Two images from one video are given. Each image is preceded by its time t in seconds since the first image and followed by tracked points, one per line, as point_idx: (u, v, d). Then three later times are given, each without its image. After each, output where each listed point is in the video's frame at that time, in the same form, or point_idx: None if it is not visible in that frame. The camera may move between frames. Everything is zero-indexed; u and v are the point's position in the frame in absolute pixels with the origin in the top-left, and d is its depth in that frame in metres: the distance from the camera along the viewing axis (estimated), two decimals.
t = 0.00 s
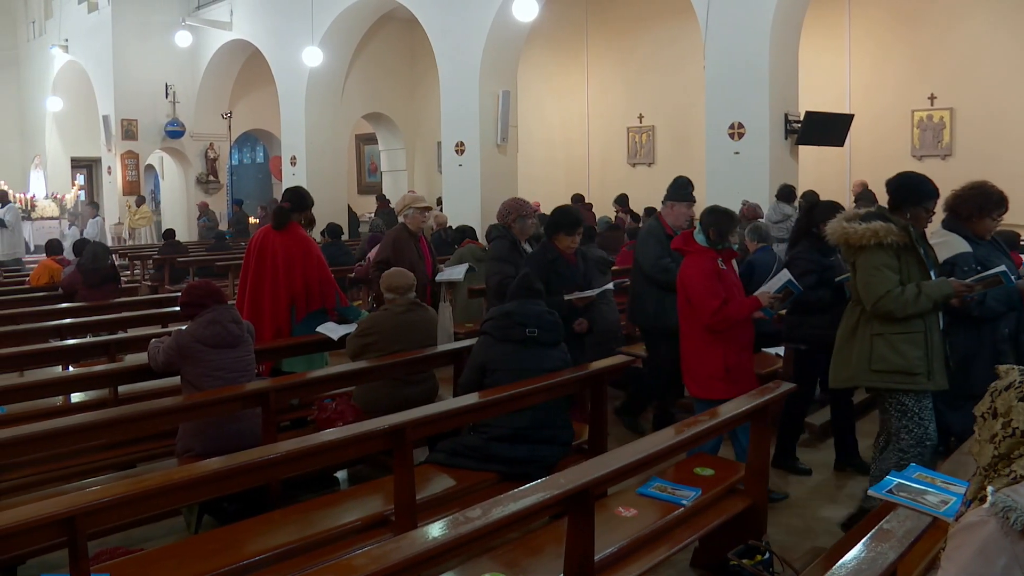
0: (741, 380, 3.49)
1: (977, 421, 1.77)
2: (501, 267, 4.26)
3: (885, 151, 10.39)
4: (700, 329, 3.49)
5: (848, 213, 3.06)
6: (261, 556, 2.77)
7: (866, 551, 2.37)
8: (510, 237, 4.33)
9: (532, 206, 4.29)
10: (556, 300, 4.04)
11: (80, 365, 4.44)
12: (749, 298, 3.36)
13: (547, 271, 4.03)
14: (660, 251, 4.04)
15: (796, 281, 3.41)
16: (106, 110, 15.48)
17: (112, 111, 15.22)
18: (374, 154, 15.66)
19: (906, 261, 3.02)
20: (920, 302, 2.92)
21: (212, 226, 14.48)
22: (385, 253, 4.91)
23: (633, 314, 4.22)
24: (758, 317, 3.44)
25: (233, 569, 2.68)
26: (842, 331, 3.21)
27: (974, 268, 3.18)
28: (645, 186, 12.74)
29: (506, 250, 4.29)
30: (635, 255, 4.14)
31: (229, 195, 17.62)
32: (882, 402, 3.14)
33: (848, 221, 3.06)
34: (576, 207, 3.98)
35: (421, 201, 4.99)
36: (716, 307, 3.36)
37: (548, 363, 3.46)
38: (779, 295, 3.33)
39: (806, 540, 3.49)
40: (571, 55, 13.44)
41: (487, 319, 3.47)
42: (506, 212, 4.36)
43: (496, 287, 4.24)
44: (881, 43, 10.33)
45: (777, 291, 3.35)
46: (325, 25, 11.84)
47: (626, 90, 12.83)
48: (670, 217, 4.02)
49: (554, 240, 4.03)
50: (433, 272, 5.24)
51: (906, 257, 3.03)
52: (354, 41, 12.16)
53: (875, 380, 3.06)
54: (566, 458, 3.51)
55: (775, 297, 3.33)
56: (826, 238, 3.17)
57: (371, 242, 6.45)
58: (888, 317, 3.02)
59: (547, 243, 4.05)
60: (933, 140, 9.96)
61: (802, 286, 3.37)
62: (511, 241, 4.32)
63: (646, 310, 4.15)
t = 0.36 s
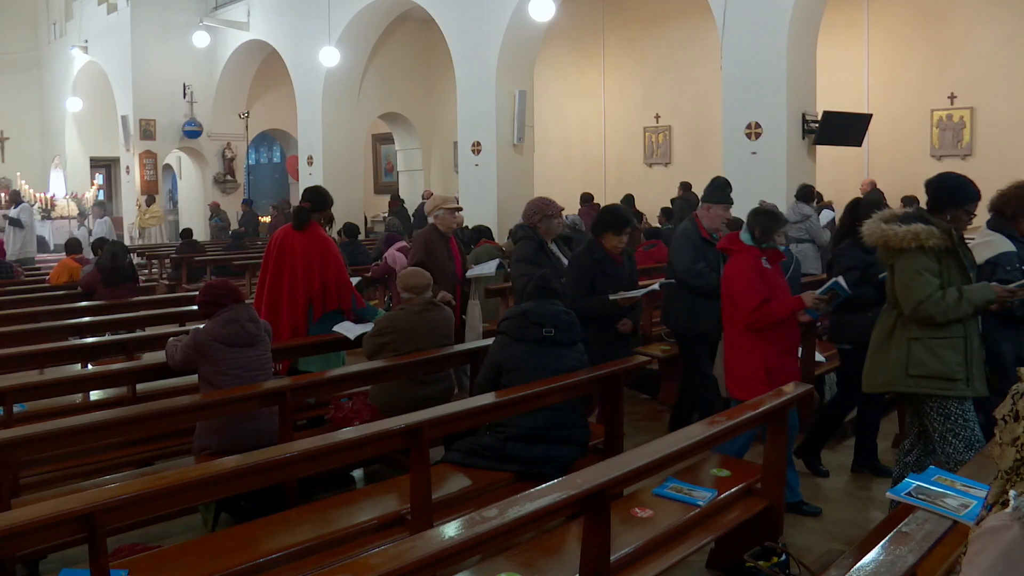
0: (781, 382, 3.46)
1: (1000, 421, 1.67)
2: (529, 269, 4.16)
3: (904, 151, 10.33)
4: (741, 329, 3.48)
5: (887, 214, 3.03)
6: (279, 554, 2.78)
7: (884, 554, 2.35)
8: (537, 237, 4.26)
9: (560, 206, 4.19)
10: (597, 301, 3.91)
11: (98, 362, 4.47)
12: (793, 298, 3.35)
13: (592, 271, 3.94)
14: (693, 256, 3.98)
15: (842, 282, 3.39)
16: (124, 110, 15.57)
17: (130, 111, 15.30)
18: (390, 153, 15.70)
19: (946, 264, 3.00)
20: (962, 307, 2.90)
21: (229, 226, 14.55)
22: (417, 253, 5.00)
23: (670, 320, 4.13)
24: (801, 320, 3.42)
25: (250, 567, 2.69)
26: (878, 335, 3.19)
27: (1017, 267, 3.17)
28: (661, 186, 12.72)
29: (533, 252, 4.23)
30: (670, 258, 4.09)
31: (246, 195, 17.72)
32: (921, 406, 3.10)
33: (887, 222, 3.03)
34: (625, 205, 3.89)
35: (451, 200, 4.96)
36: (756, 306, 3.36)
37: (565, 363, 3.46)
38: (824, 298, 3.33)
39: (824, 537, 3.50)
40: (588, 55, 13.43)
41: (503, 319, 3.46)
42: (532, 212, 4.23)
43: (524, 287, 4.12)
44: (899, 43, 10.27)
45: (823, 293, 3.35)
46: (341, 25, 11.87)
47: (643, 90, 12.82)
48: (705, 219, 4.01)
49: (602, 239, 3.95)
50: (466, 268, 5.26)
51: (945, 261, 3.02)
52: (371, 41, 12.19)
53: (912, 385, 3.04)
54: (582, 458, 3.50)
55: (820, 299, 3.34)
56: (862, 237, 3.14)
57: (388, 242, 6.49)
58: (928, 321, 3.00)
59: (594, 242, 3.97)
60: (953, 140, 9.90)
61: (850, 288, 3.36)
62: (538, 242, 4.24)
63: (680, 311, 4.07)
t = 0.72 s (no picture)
0: (832, 380, 3.43)
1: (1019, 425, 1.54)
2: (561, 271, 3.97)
3: (924, 151, 10.24)
4: (791, 326, 3.45)
5: (943, 218, 2.99)
6: (297, 552, 2.79)
7: (905, 557, 2.33)
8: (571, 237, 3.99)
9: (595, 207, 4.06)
10: (634, 304, 3.89)
11: (119, 360, 4.51)
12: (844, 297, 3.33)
13: (629, 273, 3.90)
14: (730, 261, 3.87)
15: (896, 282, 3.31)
16: (145, 110, 15.67)
17: (151, 110, 15.38)
18: (409, 153, 15.72)
19: (1008, 267, 2.95)
20: None
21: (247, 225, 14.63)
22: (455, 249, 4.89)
23: (707, 325, 4.06)
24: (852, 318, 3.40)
25: (268, 565, 2.70)
26: (936, 344, 3.17)
27: None
28: (679, 186, 12.69)
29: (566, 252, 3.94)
30: (703, 262, 3.99)
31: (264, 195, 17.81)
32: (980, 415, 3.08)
33: (943, 226, 3.00)
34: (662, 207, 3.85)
35: (489, 198, 4.86)
36: (807, 303, 3.33)
37: (583, 364, 3.46)
38: (876, 295, 3.25)
39: (846, 536, 3.50)
40: (606, 55, 13.41)
41: (522, 319, 3.48)
42: (567, 212, 4.08)
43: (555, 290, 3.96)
44: (920, 41, 10.20)
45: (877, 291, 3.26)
46: (360, 24, 11.89)
47: (662, 90, 12.78)
48: (738, 219, 3.90)
49: (638, 242, 3.90)
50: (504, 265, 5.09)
51: (1007, 264, 2.97)
52: (390, 40, 12.22)
53: (976, 395, 3.01)
54: (600, 459, 3.50)
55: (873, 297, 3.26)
56: (916, 242, 3.12)
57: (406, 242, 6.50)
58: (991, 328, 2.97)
59: (630, 244, 3.92)
60: (974, 140, 9.80)
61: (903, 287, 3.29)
62: (572, 242, 3.98)
63: (716, 316, 4.00)
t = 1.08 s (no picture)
0: (873, 385, 3.38)
1: None
2: (606, 272, 3.96)
3: (950, 151, 10.14)
4: (833, 328, 3.42)
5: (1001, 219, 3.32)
6: (318, 551, 2.80)
7: (931, 561, 2.31)
8: (617, 239, 3.99)
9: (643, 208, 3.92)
10: (674, 310, 3.60)
11: (142, 359, 4.54)
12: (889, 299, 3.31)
13: (665, 276, 3.61)
14: (770, 261, 3.82)
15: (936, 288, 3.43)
16: (168, 110, 15.77)
17: (174, 111, 15.48)
18: (430, 153, 15.76)
19: None
20: None
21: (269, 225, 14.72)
22: (487, 248, 4.80)
23: (745, 328, 4.00)
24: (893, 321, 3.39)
25: (291, 563, 2.72)
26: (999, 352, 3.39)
27: None
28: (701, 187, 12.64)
29: (610, 253, 3.96)
30: (742, 262, 3.93)
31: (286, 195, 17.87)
32: None
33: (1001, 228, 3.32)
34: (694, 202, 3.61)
35: (525, 199, 4.72)
36: (853, 302, 3.32)
37: (605, 363, 3.46)
38: (921, 301, 3.28)
39: (870, 537, 3.48)
40: (628, 55, 13.39)
41: (543, 319, 3.48)
42: (613, 213, 3.97)
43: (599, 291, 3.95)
44: (945, 40, 10.10)
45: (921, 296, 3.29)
46: (382, 24, 11.93)
47: (684, 90, 12.75)
48: (778, 219, 3.87)
49: (672, 241, 3.65)
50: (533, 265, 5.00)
51: None
52: (411, 40, 12.25)
53: None
54: (621, 459, 3.49)
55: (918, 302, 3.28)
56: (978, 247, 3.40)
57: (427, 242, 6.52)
58: None
59: (664, 245, 3.66)
60: (1002, 139, 9.68)
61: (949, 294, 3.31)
62: (617, 244, 3.98)
63: (757, 319, 3.93)
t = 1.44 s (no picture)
0: (933, 393, 3.20)
1: None
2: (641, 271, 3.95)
3: (976, 151, 10.03)
4: (887, 338, 3.22)
5: None
6: (339, 550, 2.80)
7: (956, 566, 2.28)
8: (652, 238, 3.99)
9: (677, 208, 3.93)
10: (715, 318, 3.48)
11: (165, 357, 4.58)
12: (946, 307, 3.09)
13: (702, 279, 3.51)
14: (821, 260, 3.73)
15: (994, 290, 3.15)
16: (190, 111, 15.86)
17: (196, 111, 15.56)
18: (451, 153, 15.77)
19: None
20: None
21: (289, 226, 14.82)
22: (511, 248, 4.80)
23: (794, 328, 3.92)
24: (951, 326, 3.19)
25: (313, 561, 2.73)
26: None
27: None
28: (723, 187, 12.59)
29: (646, 253, 3.96)
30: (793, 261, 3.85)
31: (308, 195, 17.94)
32: None
33: None
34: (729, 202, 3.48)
35: (549, 199, 4.72)
36: (909, 313, 3.10)
37: (627, 363, 3.46)
38: (979, 308, 3.08)
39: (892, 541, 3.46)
40: (649, 54, 13.38)
41: (565, 319, 3.48)
42: (650, 212, 4.02)
43: (632, 290, 3.93)
44: (969, 39, 10.00)
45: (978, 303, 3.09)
46: (403, 24, 11.97)
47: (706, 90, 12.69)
48: (831, 220, 3.78)
49: (709, 243, 3.53)
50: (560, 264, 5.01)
51: None
52: (433, 40, 12.27)
53: None
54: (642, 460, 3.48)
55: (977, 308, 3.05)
56: None
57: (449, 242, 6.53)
58: None
59: (700, 247, 3.55)
60: None
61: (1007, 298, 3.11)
62: (653, 243, 3.97)
63: (806, 320, 3.85)
